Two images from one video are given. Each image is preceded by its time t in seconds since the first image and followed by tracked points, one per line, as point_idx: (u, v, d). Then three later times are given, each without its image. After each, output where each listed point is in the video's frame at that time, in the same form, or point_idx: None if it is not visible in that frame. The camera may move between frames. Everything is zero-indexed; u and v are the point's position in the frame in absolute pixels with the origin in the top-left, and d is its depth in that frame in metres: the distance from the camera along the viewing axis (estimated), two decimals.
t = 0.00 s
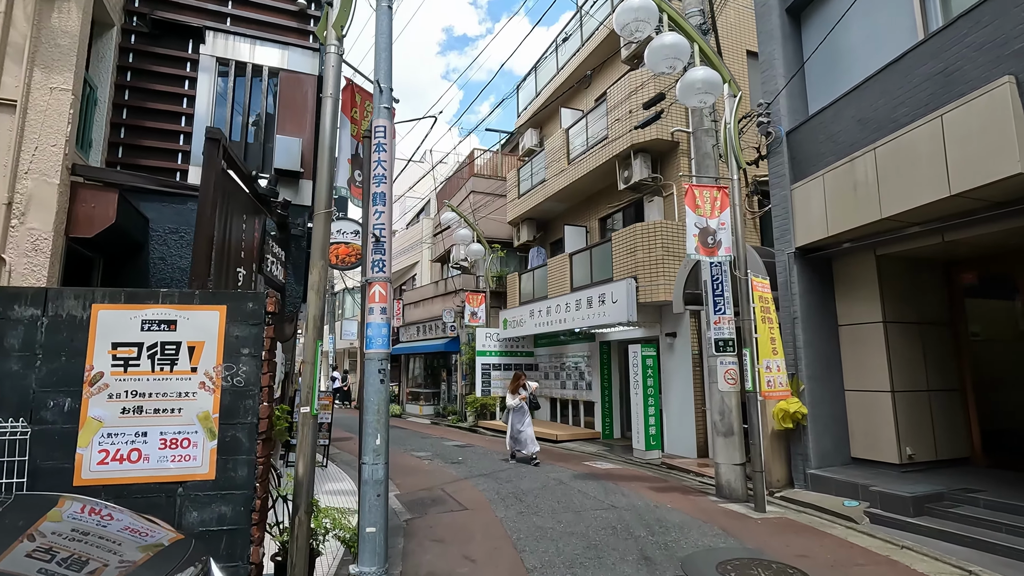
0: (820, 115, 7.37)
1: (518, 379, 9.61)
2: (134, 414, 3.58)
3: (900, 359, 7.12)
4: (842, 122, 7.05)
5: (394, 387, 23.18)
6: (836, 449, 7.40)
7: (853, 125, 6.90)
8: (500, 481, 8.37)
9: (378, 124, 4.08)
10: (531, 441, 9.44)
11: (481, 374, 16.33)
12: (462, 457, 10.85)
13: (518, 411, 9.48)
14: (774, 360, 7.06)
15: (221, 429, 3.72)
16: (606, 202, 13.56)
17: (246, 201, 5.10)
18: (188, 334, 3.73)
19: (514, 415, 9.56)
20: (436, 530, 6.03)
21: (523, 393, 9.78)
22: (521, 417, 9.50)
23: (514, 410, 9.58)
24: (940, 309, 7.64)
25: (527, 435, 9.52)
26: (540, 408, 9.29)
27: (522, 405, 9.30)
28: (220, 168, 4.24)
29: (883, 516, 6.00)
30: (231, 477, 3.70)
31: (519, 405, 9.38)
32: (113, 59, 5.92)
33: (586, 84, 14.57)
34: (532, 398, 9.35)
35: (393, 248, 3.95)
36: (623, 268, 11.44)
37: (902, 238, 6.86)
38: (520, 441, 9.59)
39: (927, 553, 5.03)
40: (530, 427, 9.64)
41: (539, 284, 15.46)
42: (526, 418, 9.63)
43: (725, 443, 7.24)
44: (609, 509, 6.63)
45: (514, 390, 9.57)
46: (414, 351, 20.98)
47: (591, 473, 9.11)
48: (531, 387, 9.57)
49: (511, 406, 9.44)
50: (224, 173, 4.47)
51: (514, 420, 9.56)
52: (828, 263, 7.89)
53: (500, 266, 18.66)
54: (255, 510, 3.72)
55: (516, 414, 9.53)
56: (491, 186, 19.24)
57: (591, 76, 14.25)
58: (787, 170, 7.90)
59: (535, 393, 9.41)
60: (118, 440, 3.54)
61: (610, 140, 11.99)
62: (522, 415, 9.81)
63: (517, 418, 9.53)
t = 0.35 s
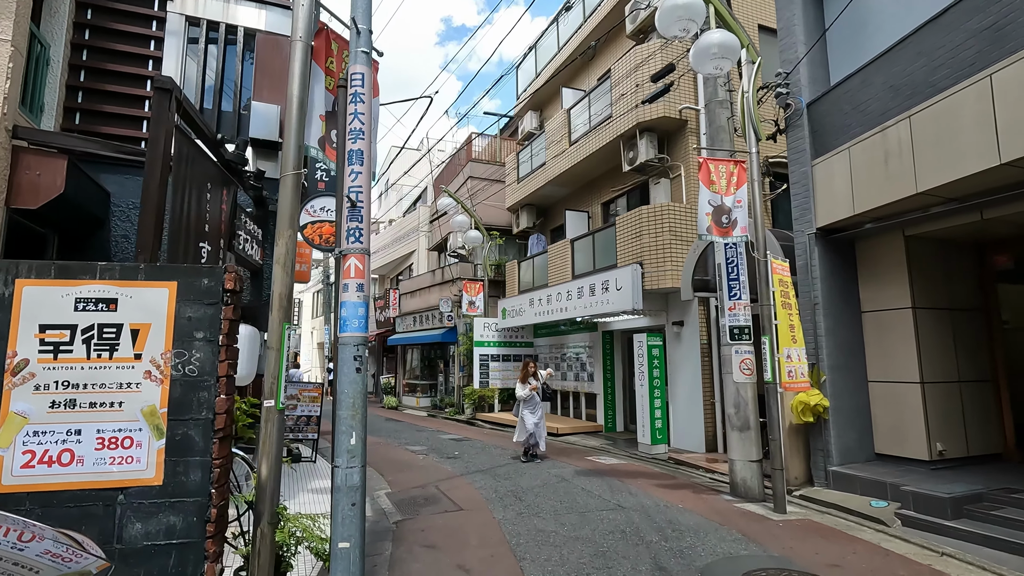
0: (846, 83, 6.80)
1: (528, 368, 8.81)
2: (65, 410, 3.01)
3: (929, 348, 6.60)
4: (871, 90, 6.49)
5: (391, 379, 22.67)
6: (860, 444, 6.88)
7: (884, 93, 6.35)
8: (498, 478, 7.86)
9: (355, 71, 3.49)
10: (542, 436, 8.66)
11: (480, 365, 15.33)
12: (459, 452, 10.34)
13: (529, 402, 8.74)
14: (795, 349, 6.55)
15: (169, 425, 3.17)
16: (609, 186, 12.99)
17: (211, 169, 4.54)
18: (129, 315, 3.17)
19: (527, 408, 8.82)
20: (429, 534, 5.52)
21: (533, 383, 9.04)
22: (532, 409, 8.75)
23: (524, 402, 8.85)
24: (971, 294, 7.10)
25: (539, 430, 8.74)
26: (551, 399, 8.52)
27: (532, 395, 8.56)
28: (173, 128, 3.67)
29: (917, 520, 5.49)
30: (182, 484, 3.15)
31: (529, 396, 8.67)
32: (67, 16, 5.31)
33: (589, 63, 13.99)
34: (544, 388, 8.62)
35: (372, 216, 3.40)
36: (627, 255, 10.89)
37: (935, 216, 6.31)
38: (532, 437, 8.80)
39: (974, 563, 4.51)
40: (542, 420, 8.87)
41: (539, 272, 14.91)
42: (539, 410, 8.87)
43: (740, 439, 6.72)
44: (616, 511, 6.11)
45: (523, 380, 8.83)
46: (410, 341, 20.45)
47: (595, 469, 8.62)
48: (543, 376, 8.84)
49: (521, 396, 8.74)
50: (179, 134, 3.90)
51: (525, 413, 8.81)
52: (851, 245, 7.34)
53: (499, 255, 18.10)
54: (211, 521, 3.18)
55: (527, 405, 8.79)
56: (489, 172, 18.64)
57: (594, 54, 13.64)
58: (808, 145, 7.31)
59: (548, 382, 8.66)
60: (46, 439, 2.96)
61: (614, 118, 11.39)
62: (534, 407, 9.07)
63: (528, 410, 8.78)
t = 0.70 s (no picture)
0: (867, 52, 6.26)
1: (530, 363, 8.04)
2: None
3: (955, 341, 6.09)
4: (898, 59, 5.96)
5: (382, 373, 22.12)
6: (878, 445, 6.39)
7: (911, 61, 5.83)
8: (489, 480, 7.34)
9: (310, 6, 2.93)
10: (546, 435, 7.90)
11: (473, 359, 14.89)
12: (448, 450, 9.85)
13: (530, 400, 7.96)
14: (812, 343, 6.05)
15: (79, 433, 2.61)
16: (607, 172, 12.45)
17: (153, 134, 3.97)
18: (29, 300, 2.58)
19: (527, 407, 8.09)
20: (411, 546, 5.00)
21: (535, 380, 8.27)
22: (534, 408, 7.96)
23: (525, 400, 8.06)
24: (998, 283, 6.60)
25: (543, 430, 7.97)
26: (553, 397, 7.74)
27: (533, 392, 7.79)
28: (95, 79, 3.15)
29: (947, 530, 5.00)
30: (97, 505, 2.60)
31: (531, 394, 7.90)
32: None
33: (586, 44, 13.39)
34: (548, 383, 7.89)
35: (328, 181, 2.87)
36: (626, 244, 10.36)
37: (965, 197, 5.78)
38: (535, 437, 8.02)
39: None
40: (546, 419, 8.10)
41: (534, 263, 14.39)
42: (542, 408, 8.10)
43: (750, 440, 6.21)
44: (617, 518, 5.61)
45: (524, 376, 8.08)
46: (401, 335, 19.89)
47: (592, 469, 8.12)
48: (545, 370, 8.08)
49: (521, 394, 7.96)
50: (106, 88, 3.35)
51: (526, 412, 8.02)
52: (868, 230, 6.82)
53: (493, 245, 17.52)
54: (130, 549, 2.62)
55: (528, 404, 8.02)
56: (483, 160, 18.04)
57: (592, 34, 13.04)
58: (823, 122, 6.75)
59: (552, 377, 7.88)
60: None
61: (613, 100, 10.82)
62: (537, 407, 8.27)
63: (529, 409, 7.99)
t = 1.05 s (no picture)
0: (903, 20, 5.71)
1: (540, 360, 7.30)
2: None
3: (997, 341, 5.57)
4: (940, 26, 5.41)
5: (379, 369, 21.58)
6: (911, 452, 5.85)
7: (956, 30, 5.29)
8: (487, 488, 6.84)
9: None
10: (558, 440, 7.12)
11: (471, 356, 14.39)
12: (445, 453, 9.33)
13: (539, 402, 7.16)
14: (843, 340, 5.62)
15: None
16: (612, 160, 11.89)
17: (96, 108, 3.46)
18: None
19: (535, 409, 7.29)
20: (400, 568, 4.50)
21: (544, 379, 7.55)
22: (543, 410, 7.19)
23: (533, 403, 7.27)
24: None
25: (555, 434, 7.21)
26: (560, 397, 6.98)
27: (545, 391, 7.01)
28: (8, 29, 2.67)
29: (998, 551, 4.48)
30: None
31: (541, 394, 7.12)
32: None
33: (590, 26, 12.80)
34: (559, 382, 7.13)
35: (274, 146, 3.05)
36: (632, 236, 9.81)
37: (1013, 180, 5.24)
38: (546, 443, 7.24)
39: None
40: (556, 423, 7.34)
41: (535, 256, 13.85)
42: (551, 411, 7.34)
43: (771, 447, 5.69)
44: (628, 534, 5.10)
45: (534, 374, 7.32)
46: (398, 330, 19.34)
47: (597, 475, 7.61)
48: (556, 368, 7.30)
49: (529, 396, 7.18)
50: (23, 38, 2.82)
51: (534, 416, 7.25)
52: (899, 218, 6.28)
53: (492, 238, 16.95)
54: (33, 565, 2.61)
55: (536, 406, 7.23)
56: (482, 150, 17.45)
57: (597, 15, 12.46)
58: (852, 100, 6.18)
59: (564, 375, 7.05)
60: None
61: (619, 83, 10.26)
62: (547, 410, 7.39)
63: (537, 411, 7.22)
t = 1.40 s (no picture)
0: None
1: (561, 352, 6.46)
2: None
3: None
4: None
5: (380, 363, 21.15)
6: (955, 451, 5.35)
7: None
8: (491, 489, 6.38)
9: None
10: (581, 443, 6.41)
11: (475, 348, 13.94)
12: (447, 450, 8.90)
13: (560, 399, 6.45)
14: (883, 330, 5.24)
15: None
16: (621, 144, 11.35)
17: (32, 60, 3.76)
18: None
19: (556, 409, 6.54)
20: None
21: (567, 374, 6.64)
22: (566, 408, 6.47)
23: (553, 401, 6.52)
24: None
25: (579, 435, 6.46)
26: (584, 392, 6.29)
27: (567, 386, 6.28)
28: None
29: None
30: None
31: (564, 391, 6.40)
32: None
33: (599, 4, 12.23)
34: (582, 376, 6.42)
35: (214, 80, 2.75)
36: (644, 221, 9.29)
37: None
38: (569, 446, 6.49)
39: None
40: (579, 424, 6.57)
41: (540, 245, 13.36)
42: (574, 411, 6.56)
43: (801, 447, 5.20)
44: (646, 543, 4.63)
45: (554, 369, 6.51)
46: (400, 323, 18.88)
47: (609, 475, 7.14)
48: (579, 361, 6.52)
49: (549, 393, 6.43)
50: None
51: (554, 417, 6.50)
52: (942, 196, 5.74)
53: (496, 227, 16.44)
54: None
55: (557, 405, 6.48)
56: (486, 137, 16.91)
57: None
58: (891, 66, 5.63)
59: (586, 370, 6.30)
60: None
61: (630, 59, 9.71)
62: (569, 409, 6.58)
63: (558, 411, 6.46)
